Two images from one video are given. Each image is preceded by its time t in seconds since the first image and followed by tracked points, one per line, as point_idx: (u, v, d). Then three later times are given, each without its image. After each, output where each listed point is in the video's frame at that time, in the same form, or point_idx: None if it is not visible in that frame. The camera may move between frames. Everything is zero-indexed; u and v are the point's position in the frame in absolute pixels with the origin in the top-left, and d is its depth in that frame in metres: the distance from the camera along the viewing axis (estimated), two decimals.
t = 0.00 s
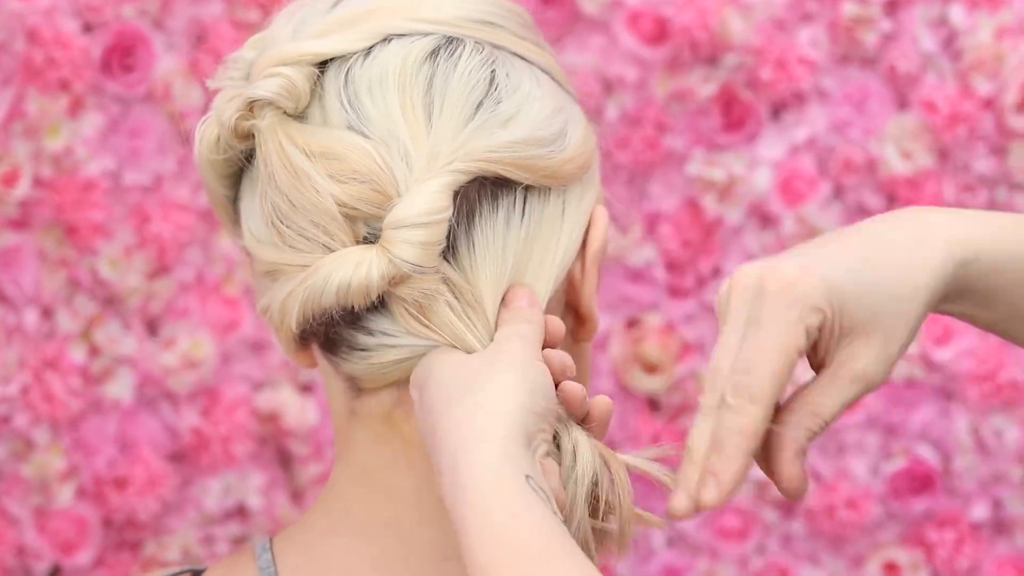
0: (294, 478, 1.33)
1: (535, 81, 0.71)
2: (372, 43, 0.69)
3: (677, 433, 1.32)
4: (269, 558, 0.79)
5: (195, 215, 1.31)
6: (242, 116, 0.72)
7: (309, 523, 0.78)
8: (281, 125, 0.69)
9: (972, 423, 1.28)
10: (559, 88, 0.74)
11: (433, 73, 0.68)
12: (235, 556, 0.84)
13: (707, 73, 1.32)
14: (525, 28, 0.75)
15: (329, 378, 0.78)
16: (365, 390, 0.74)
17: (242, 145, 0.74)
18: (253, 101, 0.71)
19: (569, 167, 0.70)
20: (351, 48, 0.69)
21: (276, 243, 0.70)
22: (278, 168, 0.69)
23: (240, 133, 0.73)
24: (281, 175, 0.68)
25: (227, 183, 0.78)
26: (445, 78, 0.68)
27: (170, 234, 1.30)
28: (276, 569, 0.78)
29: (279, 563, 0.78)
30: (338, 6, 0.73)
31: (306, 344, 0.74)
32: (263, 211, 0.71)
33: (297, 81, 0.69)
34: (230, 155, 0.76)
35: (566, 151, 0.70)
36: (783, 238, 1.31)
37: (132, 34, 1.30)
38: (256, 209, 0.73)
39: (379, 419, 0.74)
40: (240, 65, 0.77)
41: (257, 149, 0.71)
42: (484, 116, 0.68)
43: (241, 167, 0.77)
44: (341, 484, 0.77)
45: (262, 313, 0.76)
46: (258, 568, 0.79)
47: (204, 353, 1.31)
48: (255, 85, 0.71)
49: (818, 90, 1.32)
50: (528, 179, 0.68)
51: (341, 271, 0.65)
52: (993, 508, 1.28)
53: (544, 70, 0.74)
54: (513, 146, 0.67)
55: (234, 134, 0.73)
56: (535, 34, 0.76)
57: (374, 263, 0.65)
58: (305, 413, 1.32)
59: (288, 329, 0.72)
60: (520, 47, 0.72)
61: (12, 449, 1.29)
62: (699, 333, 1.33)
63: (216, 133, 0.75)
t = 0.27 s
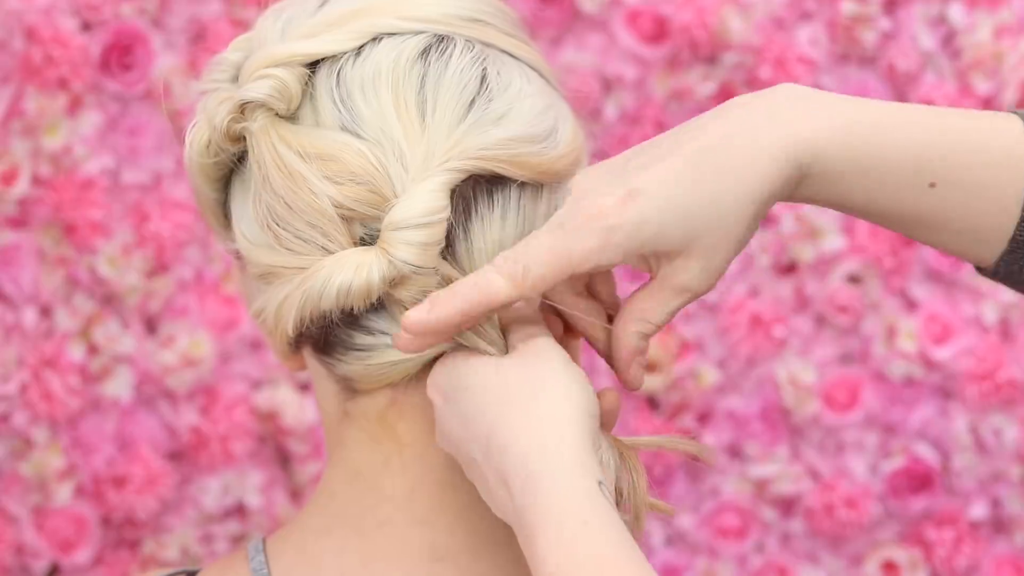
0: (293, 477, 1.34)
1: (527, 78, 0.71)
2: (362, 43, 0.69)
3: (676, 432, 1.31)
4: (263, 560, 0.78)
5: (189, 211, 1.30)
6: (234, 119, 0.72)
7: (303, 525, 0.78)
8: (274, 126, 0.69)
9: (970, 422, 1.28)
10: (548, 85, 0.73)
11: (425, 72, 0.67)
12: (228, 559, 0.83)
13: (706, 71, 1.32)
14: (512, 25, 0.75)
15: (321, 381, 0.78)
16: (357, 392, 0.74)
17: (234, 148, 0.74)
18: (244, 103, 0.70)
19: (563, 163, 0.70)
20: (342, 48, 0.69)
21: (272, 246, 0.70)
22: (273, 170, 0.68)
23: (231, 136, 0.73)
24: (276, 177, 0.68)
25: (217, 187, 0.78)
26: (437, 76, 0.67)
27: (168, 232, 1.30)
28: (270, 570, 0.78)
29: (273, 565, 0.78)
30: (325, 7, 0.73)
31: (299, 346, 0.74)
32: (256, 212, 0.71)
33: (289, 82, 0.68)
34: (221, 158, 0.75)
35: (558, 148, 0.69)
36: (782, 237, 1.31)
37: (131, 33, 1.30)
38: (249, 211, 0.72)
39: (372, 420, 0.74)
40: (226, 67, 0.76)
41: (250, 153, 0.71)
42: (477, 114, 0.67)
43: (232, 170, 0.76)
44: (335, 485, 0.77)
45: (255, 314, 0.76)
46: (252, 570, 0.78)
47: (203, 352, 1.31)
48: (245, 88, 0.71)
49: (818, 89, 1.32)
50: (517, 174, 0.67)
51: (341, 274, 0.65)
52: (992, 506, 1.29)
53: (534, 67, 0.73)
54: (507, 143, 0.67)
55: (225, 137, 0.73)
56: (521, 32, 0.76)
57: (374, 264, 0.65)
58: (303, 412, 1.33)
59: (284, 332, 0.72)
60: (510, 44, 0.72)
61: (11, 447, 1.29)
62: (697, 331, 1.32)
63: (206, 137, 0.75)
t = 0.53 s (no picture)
0: (292, 475, 1.34)
1: (515, 76, 0.71)
2: (352, 44, 0.68)
3: (675, 430, 1.31)
4: (259, 559, 0.78)
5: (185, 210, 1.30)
6: (226, 124, 0.72)
7: (298, 524, 0.78)
8: (266, 131, 0.68)
9: (969, 420, 1.28)
10: (536, 83, 0.74)
11: (416, 74, 0.67)
12: (223, 559, 0.83)
13: (704, 69, 1.33)
14: (500, 24, 0.75)
15: (313, 382, 0.78)
16: (351, 392, 0.74)
17: (227, 152, 0.73)
18: (236, 108, 0.70)
19: (551, 160, 0.71)
20: (332, 49, 0.68)
21: (268, 249, 0.69)
22: (267, 175, 0.68)
23: (224, 140, 0.72)
24: (271, 182, 0.67)
25: (209, 190, 0.77)
26: (426, 77, 0.67)
27: (167, 231, 1.30)
28: (265, 569, 0.77)
29: (269, 564, 0.77)
30: (314, 8, 0.73)
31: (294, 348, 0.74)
32: (251, 216, 0.70)
33: (280, 85, 0.68)
34: (214, 162, 0.75)
35: (547, 146, 0.70)
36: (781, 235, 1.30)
37: (129, 31, 1.30)
38: (244, 214, 0.71)
39: (365, 419, 0.74)
40: (215, 69, 0.76)
41: (243, 158, 0.71)
42: (468, 114, 0.67)
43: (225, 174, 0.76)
44: (329, 484, 0.77)
45: (249, 317, 0.75)
46: (247, 569, 0.78)
47: (202, 351, 1.31)
48: (237, 92, 0.70)
49: (816, 87, 1.32)
50: (513, 172, 0.69)
51: (341, 281, 0.65)
52: (991, 504, 1.29)
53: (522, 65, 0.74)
54: (497, 140, 0.67)
55: (217, 142, 0.72)
56: (508, 30, 0.76)
57: (374, 271, 0.65)
58: (302, 411, 1.32)
59: (280, 336, 0.72)
60: (499, 42, 0.72)
61: (10, 445, 1.29)
62: (696, 329, 1.32)
63: (199, 141, 0.74)
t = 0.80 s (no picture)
0: (291, 473, 1.34)
1: (507, 68, 0.71)
2: (345, 40, 0.68)
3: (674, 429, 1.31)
4: (257, 554, 0.78)
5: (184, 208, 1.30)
6: (224, 122, 0.71)
7: (296, 519, 0.78)
8: (264, 127, 0.68)
9: (968, 418, 1.28)
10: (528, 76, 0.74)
11: (410, 65, 0.67)
12: (219, 555, 0.84)
13: (703, 68, 1.32)
14: (490, 19, 0.75)
15: (309, 376, 0.78)
16: (350, 385, 0.74)
17: (226, 151, 0.73)
18: (234, 105, 0.70)
19: (545, 149, 0.71)
20: (325, 45, 0.68)
21: (269, 243, 0.69)
22: (267, 169, 0.67)
23: (222, 139, 0.72)
24: (271, 177, 0.67)
25: (206, 189, 0.77)
26: (420, 68, 0.67)
27: (165, 229, 1.30)
28: (263, 564, 0.77)
29: (267, 559, 0.77)
30: (307, 6, 0.73)
31: (297, 342, 0.74)
32: (252, 211, 0.70)
33: (276, 81, 0.68)
34: (213, 161, 0.74)
35: (541, 134, 0.70)
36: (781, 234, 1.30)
37: (128, 29, 1.30)
38: (245, 210, 0.71)
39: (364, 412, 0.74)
40: (208, 70, 0.77)
41: (242, 155, 0.70)
42: (462, 102, 0.67)
43: (224, 172, 0.75)
44: (327, 479, 0.77)
45: (249, 313, 0.75)
46: (245, 564, 0.78)
47: (201, 349, 1.31)
48: (234, 90, 0.70)
49: (815, 86, 1.32)
50: (509, 160, 0.69)
51: (347, 272, 0.65)
52: (990, 503, 1.29)
53: (513, 59, 0.74)
54: (492, 128, 0.67)
55: (216, 140, 0.72)
56: (498, 25, 0.77)
57: (379, 260, 0.65)
58: (301, 410, 1.32)
59: (283, 329, 0.71)
60: (489, 36, 0.72)
61: (9, 444, 1.29)
62: (694, 328, 1.32)
63: (197, 141, 0.74)
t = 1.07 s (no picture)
0: (290, 473, 1.34)
1: (512, 68, 0.72)
2: (352, 38, 0.69)
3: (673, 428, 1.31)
4: (258, 551, 0.79)
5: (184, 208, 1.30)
6: (233, 117, 0.71)
7: (296, 515, 0.78)
8: (272, 122, 0.69)
9: (967, 417, 1.28)
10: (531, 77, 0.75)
11: (416, 64, 0.68)
12: (220, 552, 0.84)
13: (702, 67, 1.32)
14: (495, 20, 0.76)
15: (313, 372, 0.78)
16: (353, 380, 0.74)
17: (233, 147, 0.73)
18: (243, 101, 0.70)
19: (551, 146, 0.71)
20: (333, 43, 0.69)
21: (276, 237, 0.69)
22: (275, 164, 0.67)
23: (230, 134, 0.72)
24: (280, 172, 0.67)
25: (213, 184, 0.77)
26: (427, 66, 0.68)
27: (164, 229, 1.30)
28: (264, 561, 0.78)
29: (267, 557, 0.78)
30: (315, 4, 0.74)
31: (303, 336, 0.74)
32: (259, 206, 0.70)
33: (285, 77, 0.68)
34: (221, 156, 0.74)
35: (547, 133, 0.71)
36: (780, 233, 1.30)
37: (127, 29, 1.30)
38: (252, 204, 0.71)
39: (364, 408, 0.74)
40: (217, 68, 0.77)
41: (249, 150, 0.70)
42: (468, 101, 0.68)
43: (231, 168, 0.75)
44: (327, 475, 0.77)
45: (256, 306, 0.75)
46: (246, 560, 0.79)
47: (199, 349, 1.31)
48: (243, 85, 0.70)
49: (814, 85, 1.32)
50: (514, 159, 0.69)
51: (352, 267, 0.65)
52: (989, 502, 1.29)
53: (517, 60, 0.75)
54: (497, 125, 0.68)
55: (224, 135, 0.72)
56: (502, 27, 0.78)
57: (385, 255, 0.65)
58: (301, 409, 1.32)
59: (287, 323, 0.71)
60: (494, 37, 0.73)
61: (8, 444, 1.29)
62: (693, 327, 1.32)
63: (205, 136, 0.74)
